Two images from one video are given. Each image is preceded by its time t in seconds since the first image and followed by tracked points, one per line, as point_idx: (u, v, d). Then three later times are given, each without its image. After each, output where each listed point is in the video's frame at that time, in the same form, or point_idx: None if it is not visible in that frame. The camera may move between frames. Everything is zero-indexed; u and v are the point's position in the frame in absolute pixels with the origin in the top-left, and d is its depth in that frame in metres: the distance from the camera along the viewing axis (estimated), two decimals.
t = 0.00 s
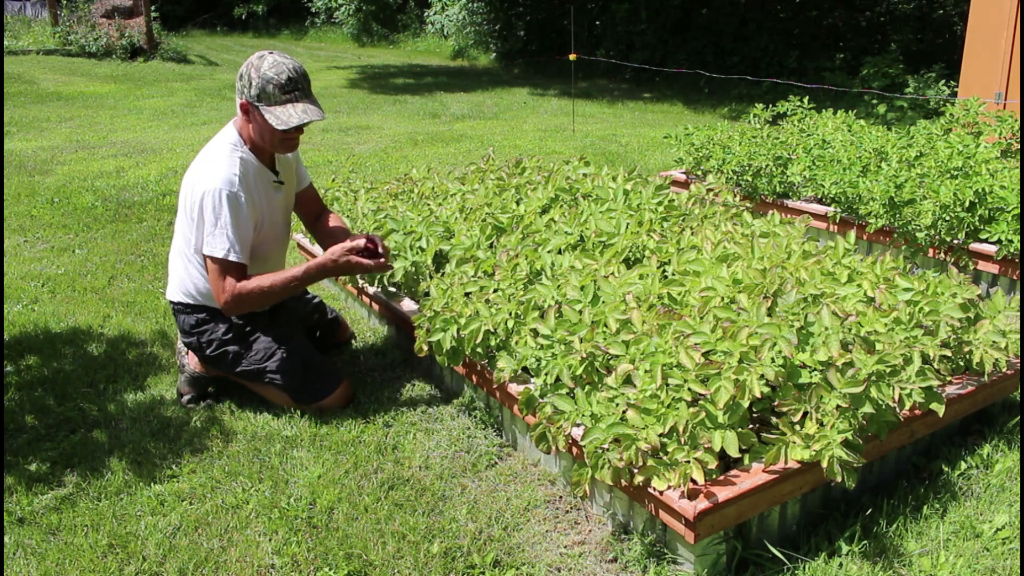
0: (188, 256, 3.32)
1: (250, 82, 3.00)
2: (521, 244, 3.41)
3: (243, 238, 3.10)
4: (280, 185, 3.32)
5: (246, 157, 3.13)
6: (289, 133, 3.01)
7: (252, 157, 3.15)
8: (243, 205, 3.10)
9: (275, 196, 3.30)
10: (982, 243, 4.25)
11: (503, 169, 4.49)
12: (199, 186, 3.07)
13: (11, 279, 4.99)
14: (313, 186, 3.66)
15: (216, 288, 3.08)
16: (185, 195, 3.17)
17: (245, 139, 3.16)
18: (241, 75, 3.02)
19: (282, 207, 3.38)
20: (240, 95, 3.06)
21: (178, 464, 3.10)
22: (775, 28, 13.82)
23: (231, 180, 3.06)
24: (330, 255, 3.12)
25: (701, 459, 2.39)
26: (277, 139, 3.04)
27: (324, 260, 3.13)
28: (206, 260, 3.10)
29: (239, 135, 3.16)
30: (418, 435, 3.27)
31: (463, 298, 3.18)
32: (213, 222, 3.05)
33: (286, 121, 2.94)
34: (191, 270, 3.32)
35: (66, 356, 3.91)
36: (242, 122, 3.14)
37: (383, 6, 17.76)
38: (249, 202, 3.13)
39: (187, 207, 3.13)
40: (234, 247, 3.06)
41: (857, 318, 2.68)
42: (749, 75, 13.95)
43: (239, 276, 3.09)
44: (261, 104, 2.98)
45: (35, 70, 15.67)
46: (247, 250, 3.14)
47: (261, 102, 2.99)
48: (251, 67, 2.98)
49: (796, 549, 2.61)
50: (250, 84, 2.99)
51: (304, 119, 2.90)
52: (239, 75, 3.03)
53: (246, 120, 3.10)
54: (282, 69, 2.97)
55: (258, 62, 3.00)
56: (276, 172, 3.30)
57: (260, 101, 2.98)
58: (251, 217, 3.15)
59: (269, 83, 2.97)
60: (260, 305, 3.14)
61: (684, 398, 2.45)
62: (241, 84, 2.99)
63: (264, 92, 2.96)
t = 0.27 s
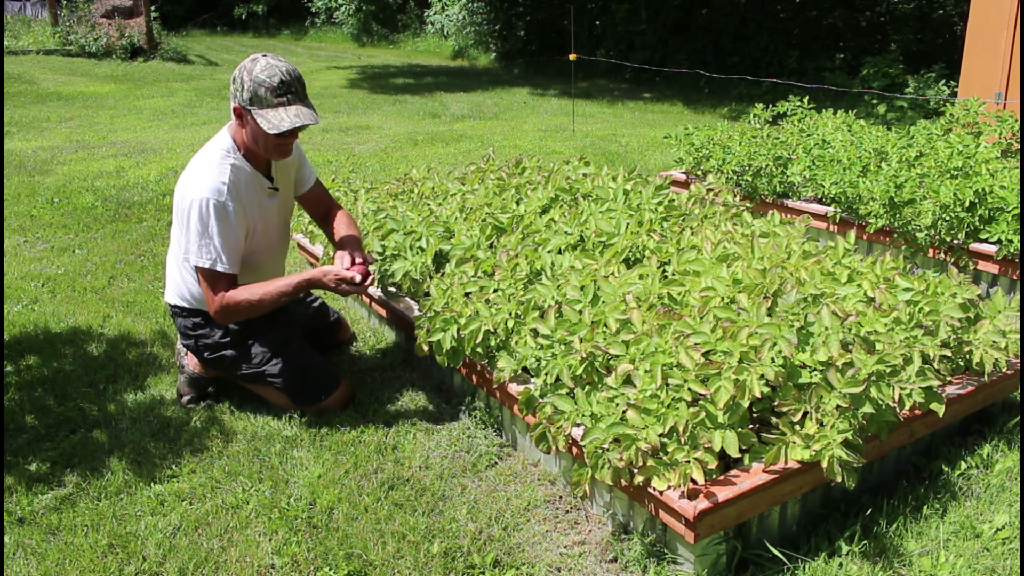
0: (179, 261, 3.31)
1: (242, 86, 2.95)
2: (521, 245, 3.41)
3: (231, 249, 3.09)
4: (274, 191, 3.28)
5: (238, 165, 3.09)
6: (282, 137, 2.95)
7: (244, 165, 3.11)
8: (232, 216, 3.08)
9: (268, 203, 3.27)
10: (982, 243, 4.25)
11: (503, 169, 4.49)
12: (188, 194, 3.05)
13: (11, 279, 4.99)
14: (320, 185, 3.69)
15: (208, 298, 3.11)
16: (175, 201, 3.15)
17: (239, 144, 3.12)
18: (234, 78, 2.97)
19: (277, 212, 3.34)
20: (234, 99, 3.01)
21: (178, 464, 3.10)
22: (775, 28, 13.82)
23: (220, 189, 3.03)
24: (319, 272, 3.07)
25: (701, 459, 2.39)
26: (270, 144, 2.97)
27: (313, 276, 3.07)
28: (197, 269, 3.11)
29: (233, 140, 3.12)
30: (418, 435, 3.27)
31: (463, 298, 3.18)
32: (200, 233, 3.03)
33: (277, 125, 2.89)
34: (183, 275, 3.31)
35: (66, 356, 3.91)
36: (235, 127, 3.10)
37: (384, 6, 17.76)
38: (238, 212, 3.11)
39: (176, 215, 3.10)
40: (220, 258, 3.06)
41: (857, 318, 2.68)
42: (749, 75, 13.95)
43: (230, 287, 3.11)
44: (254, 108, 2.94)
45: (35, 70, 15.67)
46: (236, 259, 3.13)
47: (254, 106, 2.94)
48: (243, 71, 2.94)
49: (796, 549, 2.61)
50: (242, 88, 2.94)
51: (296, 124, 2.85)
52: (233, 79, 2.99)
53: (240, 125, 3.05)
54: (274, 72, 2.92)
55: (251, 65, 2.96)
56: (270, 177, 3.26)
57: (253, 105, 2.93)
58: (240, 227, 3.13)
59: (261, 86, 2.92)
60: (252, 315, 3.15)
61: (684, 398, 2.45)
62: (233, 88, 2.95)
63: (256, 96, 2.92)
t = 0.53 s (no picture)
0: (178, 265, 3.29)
1: (249, 88, 2.96)
2: (521, 245, 3.41)
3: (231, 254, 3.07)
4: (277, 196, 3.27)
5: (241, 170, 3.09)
6: (289, 139, 2.94)
7: (247, 170, 3.11)
8: (234, 221, 3.07)
9: (272, 209, 3.26)
10: (982, 243, 4.25)
11: (503, 169, 4.49)
12: (189, 197, 3.04)
13: (11, 279, 4.99)
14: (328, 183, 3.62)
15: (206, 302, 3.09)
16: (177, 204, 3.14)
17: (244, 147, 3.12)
18: (240, 81, 2.98)
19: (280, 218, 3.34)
20: (241, 102, 3.02)
21: (178, 464, 3.10)
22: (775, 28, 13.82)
23: (222, 193, 3.02)
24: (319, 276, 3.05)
25: (701, 459, 2.39)
26: (276, 146, 2.97)
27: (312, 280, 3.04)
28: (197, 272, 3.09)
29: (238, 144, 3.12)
30: (418, 435, 3.27)
31: (463, 298, 3.18)
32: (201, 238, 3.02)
33: (284, 126, 2.88)
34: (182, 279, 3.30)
35: (66, 356, 3.91)
36: (241, 131, 3.10)
37: (384, 6, 17.76)
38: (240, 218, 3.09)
39: (176, 218, 3.08)
40: (219, 262, 3.04)
41: (857, 318, 2.68)
42: (749, 75, 13.95)
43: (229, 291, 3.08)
44: (260, 110, 2.94)
45: (35, 70, 15.67)
46: (236, 265, 3.11)
47: (260, 108, 2.94)
48: (251, 73, 2.94)
49: (796, 550, 2.61)
50: (248, 90, 2.94)
51: (302, 125, 2.84)
52: (240, 82, 3.00)
53: (245, 128, 3.05)
54: (281, 73, 2.92)
55: (258, 67, 2.97)
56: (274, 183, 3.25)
57: (259, 106, 2.93)
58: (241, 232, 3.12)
59: (267, 88, 2.92)
60: (250, 319, 3.13)
61: (684, 398, 2.45)
62: (240, 90, 2.95)
63: (263, 98, 2.92)
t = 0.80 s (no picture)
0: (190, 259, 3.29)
1: (277, 87, 2.97)
2: (521, 245, 3.41)
3: (242, 248, 3.06)
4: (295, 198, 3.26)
5: (260, 168, 3.09)
6: (311, 141, 2.94)
7: (267, 169, 3.11)
8: (247, 216, 3.06)
9: (288, 210, 3.25)
10: (982, 243, 4.25)
11: (503, 169, 4.49)
12: (206, 190, 3.04)
13: (11, 279, 4.99)
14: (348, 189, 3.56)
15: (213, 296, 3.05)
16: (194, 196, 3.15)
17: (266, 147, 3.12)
18: (269, 80, 2.99)
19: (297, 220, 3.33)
20: (267, 101, 3.03)
21: (178, 464, 3.10)
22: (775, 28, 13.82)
23: (238, 187, 3.02)
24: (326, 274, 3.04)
25: (701, 459, 2.39)
26: (298, 148, 2.97)
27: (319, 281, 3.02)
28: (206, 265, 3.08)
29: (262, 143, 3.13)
30: (418, 435, 3.27)
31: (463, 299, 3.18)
32: (212, 228, 3.01)
33: (305, 127, 2.88)
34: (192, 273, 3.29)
35: (66, 356, 3.91)
36: (266, 130, 3.11)
37: (384, 6, 17.77)
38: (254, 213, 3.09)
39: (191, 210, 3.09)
40: (229, 255, 3.02)
41: (857, 318, 2.68)
42: (749, 75, 13.95)
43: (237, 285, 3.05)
44: (285, 109, 2.94)
45: (35, 70, 15.68)
46: (245, 261, 3.09)
47: (286, 108, 2.94)
48: (280, 73, 2.95)
49: (796, 550, 2.61)
50: (276, 89, 2.95)
51: (325, 127, 2.84)
52: (269, 81, 3.01)
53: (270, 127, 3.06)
54: (310, 75, 2.93)
55: (288, 68, 2.98)
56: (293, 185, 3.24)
57: (285, 106, 2.93)
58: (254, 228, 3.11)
59: (295, 88, 2.93)
60: (254, 315, 3.09)
61: (684, 398, 2.45)
62: (267, 88, 2.96)
63: (288, 97, 2.92)
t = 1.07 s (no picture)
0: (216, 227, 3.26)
1: (315, 64, 2.97)
2: (521, 245, 3.40)
3: (267, 219, 3.04)
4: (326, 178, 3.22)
5: (293, 142, 3.06)
6: (344, 120, 2.95)
7: (301, 143, 3.08)
8: (276, 188, 3.04)
9: (317, 189, 3.21)
10: (982, 243, 4.24)
11: (503, 169, 4.49)
12: (238, 156, 3.02)
13: (11, 278, 4.99)
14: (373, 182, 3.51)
15: (233, 263, 3.03)
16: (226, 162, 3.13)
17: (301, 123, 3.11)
18: (309, 56, 2.99)
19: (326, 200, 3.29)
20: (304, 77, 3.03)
21: (178, 464, 3.10)
22: (775, 28, 13.82)
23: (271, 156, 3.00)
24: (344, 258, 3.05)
25: (701, 459, 2.39)
26: (331, 127, 2.97)
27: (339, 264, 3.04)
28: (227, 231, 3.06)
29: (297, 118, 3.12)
30: (418, 435, 3.27)
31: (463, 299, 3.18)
32: (240, 195, 2.99)
33: (337, 105, 2.89)
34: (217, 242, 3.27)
35: (66, 356, 3.91)
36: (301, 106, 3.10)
37: (384, 6, 17.77)
38: (283, 186, 3.06)
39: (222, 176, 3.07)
40: (254, 223, 3.00)
41: (857, 318, 2.68)
42: (749, 75, 13.95)
43: (257, 255, 3.04)
44: (321, 86, 2.94)
45: (35, 70, 15.68)
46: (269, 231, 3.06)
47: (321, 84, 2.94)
48: (320, 49, 2.96)
49: (797, 549, 2.61)
50: (314, 65, 2.95)
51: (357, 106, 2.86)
52: (308, 57, 3.02)
53: (304, 102, 3.05)
54: (349, 54, 2.93)
55: (329, 45, 2.98)
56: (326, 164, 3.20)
57: (321, 82, 2.93)
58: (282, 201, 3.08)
59: (332, 66, 2.92)
60: (268, 287, 3.07)
61: (684, 398, 2.45)
62: (306, 64, 2.96)
63: (324, 75, 2.92)
